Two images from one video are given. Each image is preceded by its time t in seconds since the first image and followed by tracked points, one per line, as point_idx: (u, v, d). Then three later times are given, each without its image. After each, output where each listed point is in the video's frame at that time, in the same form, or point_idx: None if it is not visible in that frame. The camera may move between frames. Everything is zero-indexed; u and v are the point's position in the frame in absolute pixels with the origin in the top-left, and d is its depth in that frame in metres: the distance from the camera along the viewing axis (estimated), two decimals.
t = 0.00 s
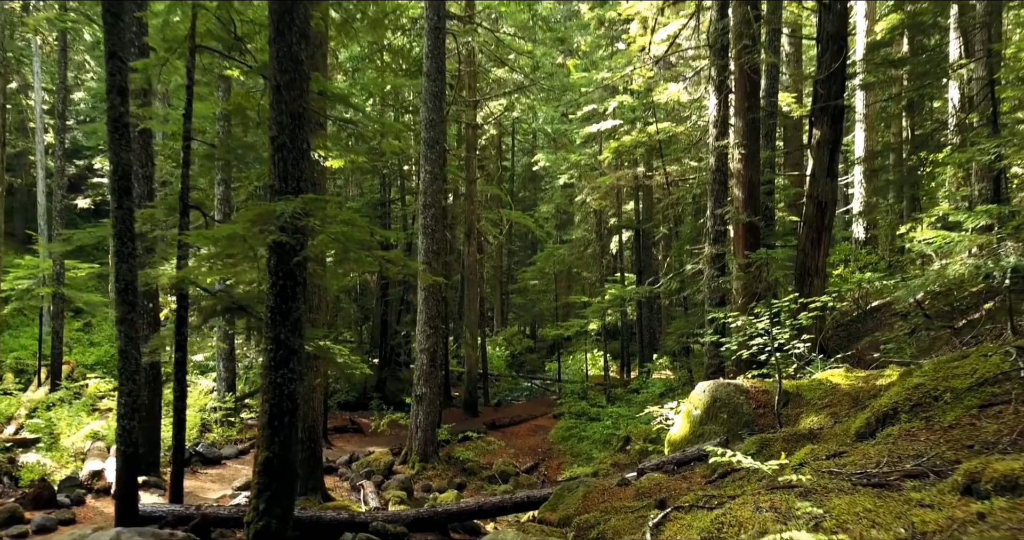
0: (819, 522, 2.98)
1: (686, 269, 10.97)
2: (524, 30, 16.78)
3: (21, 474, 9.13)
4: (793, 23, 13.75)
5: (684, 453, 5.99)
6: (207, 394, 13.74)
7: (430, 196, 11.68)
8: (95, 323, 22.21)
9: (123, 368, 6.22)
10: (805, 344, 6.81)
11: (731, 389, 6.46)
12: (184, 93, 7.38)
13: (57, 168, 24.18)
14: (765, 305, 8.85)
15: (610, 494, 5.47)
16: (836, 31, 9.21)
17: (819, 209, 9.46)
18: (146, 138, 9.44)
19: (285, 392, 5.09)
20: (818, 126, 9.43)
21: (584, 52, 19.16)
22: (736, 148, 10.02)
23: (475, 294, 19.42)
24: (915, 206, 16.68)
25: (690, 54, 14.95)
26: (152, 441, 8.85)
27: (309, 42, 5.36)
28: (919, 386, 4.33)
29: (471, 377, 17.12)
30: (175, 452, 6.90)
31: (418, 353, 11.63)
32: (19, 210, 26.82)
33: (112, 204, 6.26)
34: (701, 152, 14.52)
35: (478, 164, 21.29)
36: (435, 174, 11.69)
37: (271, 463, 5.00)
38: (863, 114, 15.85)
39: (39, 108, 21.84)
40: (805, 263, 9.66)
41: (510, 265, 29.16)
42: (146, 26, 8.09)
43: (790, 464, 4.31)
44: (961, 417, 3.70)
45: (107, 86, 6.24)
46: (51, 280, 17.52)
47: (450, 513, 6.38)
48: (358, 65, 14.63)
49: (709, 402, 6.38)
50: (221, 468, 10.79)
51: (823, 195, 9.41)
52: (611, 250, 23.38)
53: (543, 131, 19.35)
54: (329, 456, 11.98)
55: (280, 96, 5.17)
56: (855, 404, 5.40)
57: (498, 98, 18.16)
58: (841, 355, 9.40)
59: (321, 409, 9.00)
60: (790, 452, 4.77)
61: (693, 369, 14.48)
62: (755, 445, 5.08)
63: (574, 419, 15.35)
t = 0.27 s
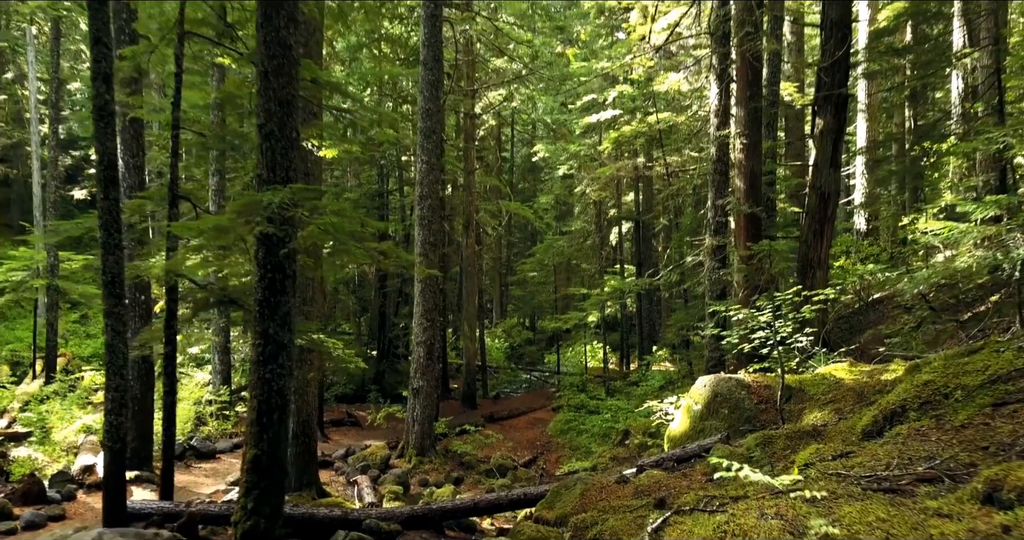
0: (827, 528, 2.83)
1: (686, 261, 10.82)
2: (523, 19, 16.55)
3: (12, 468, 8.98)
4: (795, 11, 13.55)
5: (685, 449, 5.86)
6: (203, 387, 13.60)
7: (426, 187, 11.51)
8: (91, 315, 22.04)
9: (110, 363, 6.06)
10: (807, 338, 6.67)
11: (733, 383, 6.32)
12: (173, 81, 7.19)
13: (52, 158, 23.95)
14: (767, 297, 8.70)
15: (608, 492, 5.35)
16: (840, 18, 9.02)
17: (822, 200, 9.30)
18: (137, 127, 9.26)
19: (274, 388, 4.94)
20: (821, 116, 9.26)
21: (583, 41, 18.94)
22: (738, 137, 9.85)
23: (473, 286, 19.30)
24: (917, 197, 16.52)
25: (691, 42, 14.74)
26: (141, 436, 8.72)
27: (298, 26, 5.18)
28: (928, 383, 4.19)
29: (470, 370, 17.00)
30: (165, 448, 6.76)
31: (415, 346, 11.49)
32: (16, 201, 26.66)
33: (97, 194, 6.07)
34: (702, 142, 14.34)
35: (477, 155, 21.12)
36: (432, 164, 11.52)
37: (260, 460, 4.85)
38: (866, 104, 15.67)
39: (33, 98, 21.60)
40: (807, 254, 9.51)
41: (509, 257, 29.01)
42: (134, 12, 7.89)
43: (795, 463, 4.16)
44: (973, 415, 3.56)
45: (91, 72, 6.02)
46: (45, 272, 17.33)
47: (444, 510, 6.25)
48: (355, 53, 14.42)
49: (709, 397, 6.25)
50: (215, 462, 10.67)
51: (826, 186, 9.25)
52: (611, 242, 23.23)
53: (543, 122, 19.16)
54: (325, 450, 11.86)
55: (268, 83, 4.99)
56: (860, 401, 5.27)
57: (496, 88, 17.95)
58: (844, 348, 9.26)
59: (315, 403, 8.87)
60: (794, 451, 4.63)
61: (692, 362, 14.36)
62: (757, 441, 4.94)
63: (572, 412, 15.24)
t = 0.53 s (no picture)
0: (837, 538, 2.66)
1: (687, 251, 10.64)
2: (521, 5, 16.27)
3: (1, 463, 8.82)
4: None
5: (685, 445, 5.72)
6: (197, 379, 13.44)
7: (422, 176, 11.30)
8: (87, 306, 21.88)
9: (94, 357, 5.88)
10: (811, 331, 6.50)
11: (734, 378, 6.17)
12: (159, 66, 6.97)
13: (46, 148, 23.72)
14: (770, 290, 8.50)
15: (606, 490, 5.20)
16: (845, 3, 8.79)
17: (826, 189, 9.11)
18: (126, 115, 9.06)
19: (260, 384, 4.78)
20: (825, 103, 9.06)
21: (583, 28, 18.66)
22: (740, 125, 9.64)
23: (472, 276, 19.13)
24: (920, 186, 16.32)
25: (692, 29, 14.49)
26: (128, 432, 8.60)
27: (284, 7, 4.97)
28: (940, 381, 4.02)
29: (467, 361, 16.86)
30: (153, 443, 6.61)
31: (411, 338, 11.32)
32: (12, 191, 26.45)
33: (80, 183, 5.83)
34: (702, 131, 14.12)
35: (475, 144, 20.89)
36: (428, 153, 11.31)
37: (245, 459, 4.68)
38: (869, 92, 15.43)
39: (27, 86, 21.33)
40: (809, 245, 9.33)
41: (508, 247, 28.81)
42: None
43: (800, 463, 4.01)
44: (990, 416, 3.39)
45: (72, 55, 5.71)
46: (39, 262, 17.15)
47: (437, 507, 6.11)
48: (350, 40, 14.17)
49: (710, 392, 6.10)
50: (209, 455, 10.55)
51: (830, 175, 9.06)
52: (610, 232, 23.01)
53: (541, 110, 18.91)
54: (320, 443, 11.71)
55: (252, 66, 4.78)
56: (867, 397, 5.10)
57: (495, 76, 17.70)
58: (846, 341, 9.10)
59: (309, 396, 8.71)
60: (799, 450, 4.46)
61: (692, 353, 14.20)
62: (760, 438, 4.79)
63: (571, 404, 15.10)
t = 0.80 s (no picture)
0: None
1: (688, 243, 10.47)
2: None
3: None
4: None
5: (685, 443, 5.58)
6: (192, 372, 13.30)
7: (419, 167, 11.12)
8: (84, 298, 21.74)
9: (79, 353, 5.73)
10: (814, 325, 6.35)
11: (735, 373, 6.04)
12: (146, 54, 6.78)
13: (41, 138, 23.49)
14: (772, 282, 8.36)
15: (604, 489, 5.06)
16: None
17: (829, 180, 8.94)
18: (116, 104, 8.88)
19: (247, 381, 4.63)
20: (829, 92, 8.88)
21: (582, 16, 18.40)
22: (742, 115, 9.46)
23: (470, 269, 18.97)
24: (923, 178, 16.13)
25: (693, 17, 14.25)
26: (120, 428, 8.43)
27: None
28: (951, 379, 3.88)
29: (466, 353, 16.72)
30: (142, 440, 6.48)
31: (408, 331, 11.19)
32: (7, 182, 26.24)
33: (63, 173, 5.67)
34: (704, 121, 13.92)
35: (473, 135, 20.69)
36: (425, 144, 11.12)
37: (232, 458, 4.55)
38: (872, 82, 15.23)
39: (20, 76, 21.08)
40: (812, 237, 9.17)
41: (507, 239, 28.63)
42: None
43: (805, 464, 3.88)
44: (1005, 416, 3.25)
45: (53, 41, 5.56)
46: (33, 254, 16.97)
47: (432, 505, 5.98)
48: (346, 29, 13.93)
49: (711, 388, 5.96)
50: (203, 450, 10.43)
51: (833, 166, 8.88)
52: (610, 224, 22.84)
53: (541, 100, 18.69)
54: (316, 437, 11.59)
55: (237, 52, 4.61)
56: (872, 394, 4.96)
57: (493, 65, 17.46)
58: (849, 334, 8.96)
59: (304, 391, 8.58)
60: (803, 449, 4.33)
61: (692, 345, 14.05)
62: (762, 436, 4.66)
63: (569, 397, 14.97)
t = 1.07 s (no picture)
0: None
1: (688, 235, 10.32)
2: None
3: None
4: None
5: (685, 440, 5.45)
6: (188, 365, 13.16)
7: (415, 157, 10.94)
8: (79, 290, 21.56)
9: (64, 348, 5.57)
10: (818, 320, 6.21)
11: (737, 368, 5.89)
12: (133, 40, 6.59)
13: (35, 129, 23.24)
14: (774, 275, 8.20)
15: (602, 488, 4.94)
16: None
17: (832, 170, 8.78)
18: (105, 93, 8.70)
19: (233, 377, 4.49)
20: (833, 81, 8.70)
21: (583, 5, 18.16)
22: (744, 105, 9.29)
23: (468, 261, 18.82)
24: (926, 169, 15.96)
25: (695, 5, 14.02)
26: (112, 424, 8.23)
27: None
28: (962, 378, 3.75)
29: (464, 346, 16.59)
30: (130, 436, 6.34)
31: (404, 324, 11.04)
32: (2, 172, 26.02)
33: (45, 163, 5.50)
34: (705, 111, 13.73)
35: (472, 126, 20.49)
36: (421, 134, 10.94)
37: (217, 457, 4.41)
38: (876, 72, 15.03)
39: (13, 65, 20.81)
40: (815, 229, 9.01)
41: (506, 230, 28.46)
42: None
43: (811, 465, 3.74)
44: (1021, 418, 3.12)
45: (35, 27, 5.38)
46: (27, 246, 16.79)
47: (426, 504, 5.84)
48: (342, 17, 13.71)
49: (712, 384, 5.83)
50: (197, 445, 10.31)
51: (837, 156, 8.72)
52: (610, 215, 22.67)
53: (540, 90, 18.48)
54: (312, 431, 11.47)
55: (221, 38, 4.43)
56: (878, 391, 4.83)
57: (492, 55, 17.24)
58: (852, 327, 8.82)
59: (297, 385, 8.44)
60: (808, 449, 4.20)
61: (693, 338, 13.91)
62: (765, 435, 4.53)
63: (569, 390, 14.86)
